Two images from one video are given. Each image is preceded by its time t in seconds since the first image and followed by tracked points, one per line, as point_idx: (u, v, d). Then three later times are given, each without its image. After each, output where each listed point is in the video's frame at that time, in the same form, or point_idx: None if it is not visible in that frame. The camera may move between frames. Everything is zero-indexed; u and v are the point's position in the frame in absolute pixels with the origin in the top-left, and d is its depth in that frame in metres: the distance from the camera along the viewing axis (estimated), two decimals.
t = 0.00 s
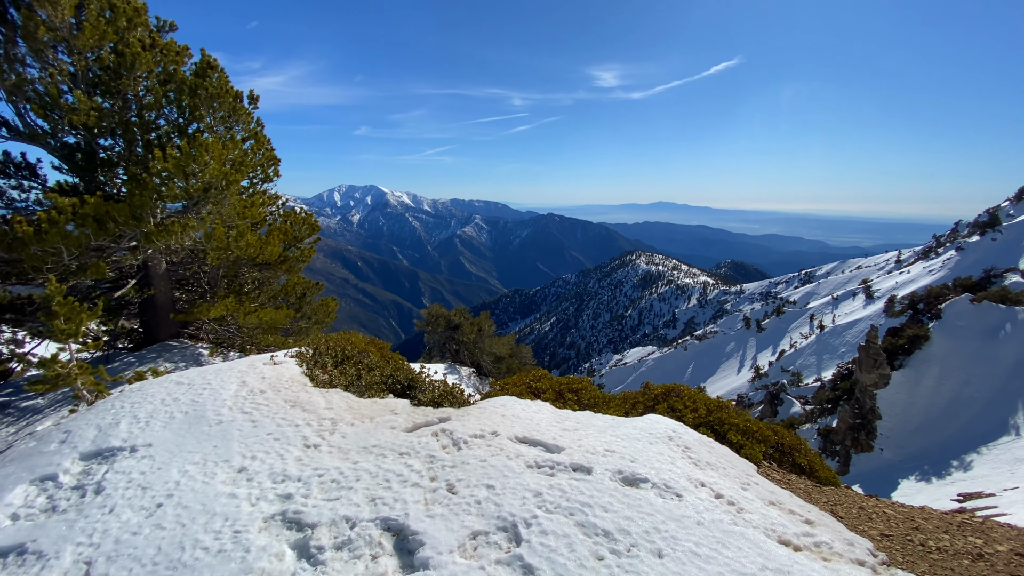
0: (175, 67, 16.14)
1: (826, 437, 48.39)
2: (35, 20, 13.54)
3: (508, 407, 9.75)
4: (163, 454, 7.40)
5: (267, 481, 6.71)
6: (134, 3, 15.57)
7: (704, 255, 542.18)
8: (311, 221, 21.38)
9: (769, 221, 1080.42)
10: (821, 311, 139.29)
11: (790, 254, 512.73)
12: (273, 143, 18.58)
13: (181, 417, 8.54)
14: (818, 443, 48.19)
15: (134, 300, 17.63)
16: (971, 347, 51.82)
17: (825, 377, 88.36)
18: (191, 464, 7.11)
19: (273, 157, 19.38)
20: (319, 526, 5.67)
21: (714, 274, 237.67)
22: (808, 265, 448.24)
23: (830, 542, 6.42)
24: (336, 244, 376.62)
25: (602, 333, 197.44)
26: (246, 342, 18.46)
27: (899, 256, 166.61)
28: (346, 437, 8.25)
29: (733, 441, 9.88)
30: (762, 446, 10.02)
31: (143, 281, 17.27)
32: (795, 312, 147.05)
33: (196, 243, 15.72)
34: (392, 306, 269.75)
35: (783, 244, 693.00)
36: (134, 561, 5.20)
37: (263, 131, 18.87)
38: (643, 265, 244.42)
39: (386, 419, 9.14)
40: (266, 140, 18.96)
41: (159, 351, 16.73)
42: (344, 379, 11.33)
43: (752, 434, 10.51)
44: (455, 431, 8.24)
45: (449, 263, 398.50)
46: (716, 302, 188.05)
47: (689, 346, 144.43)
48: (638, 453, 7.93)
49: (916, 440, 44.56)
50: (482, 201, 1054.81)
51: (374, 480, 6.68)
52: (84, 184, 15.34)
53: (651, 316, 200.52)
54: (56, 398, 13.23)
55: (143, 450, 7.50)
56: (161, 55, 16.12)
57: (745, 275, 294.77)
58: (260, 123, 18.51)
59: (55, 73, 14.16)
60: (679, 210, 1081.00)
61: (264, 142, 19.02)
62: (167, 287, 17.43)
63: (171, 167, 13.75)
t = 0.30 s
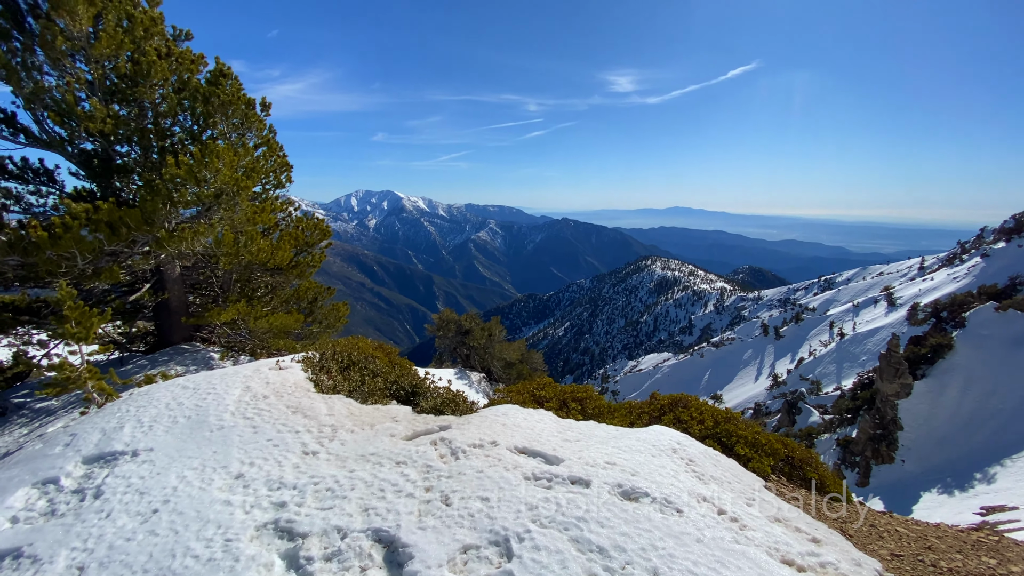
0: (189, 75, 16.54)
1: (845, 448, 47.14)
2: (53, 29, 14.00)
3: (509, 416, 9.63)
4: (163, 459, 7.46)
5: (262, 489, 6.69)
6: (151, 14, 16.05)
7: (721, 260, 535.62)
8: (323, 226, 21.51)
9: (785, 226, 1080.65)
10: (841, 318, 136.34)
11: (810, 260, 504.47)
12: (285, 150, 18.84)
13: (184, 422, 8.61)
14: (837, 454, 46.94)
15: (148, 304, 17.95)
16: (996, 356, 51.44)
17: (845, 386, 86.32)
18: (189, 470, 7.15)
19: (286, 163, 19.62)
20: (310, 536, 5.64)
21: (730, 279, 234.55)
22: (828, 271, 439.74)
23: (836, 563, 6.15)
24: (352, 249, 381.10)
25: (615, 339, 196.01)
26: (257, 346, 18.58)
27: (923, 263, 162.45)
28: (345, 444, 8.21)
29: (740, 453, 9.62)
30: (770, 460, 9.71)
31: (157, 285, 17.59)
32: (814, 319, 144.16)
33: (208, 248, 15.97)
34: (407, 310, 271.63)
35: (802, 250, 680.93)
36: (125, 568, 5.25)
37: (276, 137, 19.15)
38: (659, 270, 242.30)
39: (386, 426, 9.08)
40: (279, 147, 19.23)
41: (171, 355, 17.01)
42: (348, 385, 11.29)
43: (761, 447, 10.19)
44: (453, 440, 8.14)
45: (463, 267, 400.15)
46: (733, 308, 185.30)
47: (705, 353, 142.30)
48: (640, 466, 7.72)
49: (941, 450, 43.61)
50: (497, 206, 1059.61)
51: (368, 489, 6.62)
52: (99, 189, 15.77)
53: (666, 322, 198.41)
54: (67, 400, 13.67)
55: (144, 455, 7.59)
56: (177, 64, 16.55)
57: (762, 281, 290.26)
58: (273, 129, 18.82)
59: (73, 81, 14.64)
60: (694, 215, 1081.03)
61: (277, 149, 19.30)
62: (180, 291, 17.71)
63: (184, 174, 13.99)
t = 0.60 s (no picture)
0: (202, 77, 16.75)
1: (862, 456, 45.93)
2: (68, 31, 14.27)
3: (513, 420, 9.48)
4: (164, 459, 7.44)
5: (262, 491, 6.62)
6: (166, 17, 16.33)
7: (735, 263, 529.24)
8: (333, 227, 21.58)
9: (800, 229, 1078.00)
10: (858, 323, 133.67)
11: (826, 265, 497.08)
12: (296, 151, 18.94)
13: (188, 421, 8.60)
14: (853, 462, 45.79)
15: (160, 303, 18.19)
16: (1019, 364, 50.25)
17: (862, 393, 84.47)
18: (190, 470, 7.14)
19: (298, 165, 19.71)
20: (306, 540, 5.54)
21: (745, 283, 231.57)
22: (846, 275, 431.78)
23: None
24: (365, 250, 384.23)
25: (627, 342, 194.56)
26: (267, 345, 18.66)
27: (943, 267, 158.72)
28: (346, 446, 8.12)
29: (751, 462, 9.31)
30: (782, 469, 9.39)
31: (170, 284, 17.81)
32: (830, 324, 141.54)
33: (218, 248, 16.07)
34: (419, 312, 272.81)
35: (819, 254, 670.19)
36: (118, 570, 5.24)
37: (288, 139, 19.26)
38: (672, 273, 240.28)
39: (389, 429, 8.98)
40: (290, 148, 19.32)
41: (181, 354, 17.19)
42: (352, 386, 11.19)
43: (772, 455, 9.88)
44: (456, 444, 8.01)
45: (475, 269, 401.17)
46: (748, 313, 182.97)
47: (719, 357, 140.32)
48: (646, 474, 7.52)
49: (960, 460, 42.32)
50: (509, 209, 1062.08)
51: (367, 493, 6.51)
52: (113, 189, 16.01)
53: (678, 326, 196.49)
54: (78, 398, 13.90)
55: (146, 454, 7.60)
56: (191, 66, 16.78)
57: (778, 285, 285.89)
58: (284, 131, 18.94)
59: (88, 82, 14.91)
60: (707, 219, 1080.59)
61: (289, 150, 19.41)
62: (192, 290, 17.90)
63: (195, 173, 14.06)
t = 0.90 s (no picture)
0: (208, 73, 16.70)
1: (872, 461, 45.17)
2: (76, 27, 14.24)
3: (516, 422, 9.30)
4: (160, 457, 7.34)
5: (257, 492, 6.50)
6: (173, 13, 16.31)
7: (744, 264, 525.36)
8: (339, 225, 21.52)
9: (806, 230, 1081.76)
10: (869, 326, 131.98)
11: (836, 267, 491.99)
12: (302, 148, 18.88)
13: (186, 419, 8.50)
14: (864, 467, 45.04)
15: (166, 299, 18.24)
16: None
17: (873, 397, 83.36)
18: (185, 469, 7.02)
19: (303, 162, 19.64)
20: (299, 545, 5.41)
21: (753, 284, 229.84)
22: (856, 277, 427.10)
23: None
24: (373, 249, 385.62)
25: (634, 343, 193.62)
26: (271, 343, 18.60)
27: (957, 270, 156.24)
28: (344, 446, 7.97)
29: (760, 468, 9.06)
30: (793, 477, 9.11)
31: (175, 280, 17.82)
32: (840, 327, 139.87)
33: (222, 245, 16.01)
34: (426, 310, 273.30)
35: (830, 255, 663.25)
36: (108, 572, 5.14)
37: (293, 136, 19.17)
38: (680, 274, 238.83)
39: (388, 429, 8.82)
40: (296, 146, 19.24)
41: (186, 350, 17.19)
42: (354, 386, 11.05)
43: (782, 461, 9.62)
44: (456, 446, 7.84)
45: (482, 268, 401.74)
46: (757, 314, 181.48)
47: (727, 359, 139.06)
48: (651, 480, 7.28)
49: (973, 468, 41.40)
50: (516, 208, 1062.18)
51: (363, 496, 6.36)
52: (120, 185, 16.01)
53: (686, 326, 195.35)
54: (83, 393, 13.88)
55: (143, 452, 7.50)
56: (197, 62, 16.70)
57: (787, 286, 283.53)
58: (290, 128, 18.84)
59: (95, 79, 14.89)
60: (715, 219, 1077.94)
61: (294, 147, 19.31)
62: (198, 287, 17.92)
63: (200, 170, 14.02)
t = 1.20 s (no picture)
0: (207, 66, 16.43)
1: (876, 461, 44.77)
2: (75, 18, 14.00)
3: (515, 422, 9.06)
4: (150, 456, 7.16)
5: (246, 493, 6.31)
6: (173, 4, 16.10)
7: (748, 262, 522.79)
8: (339, 220, 21.33)
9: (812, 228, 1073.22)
10: (874, 325, 131.10)
11: (841, 265, 488.95)
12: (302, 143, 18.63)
13: (177, 417, 8.32)
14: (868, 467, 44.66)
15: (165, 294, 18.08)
16: None
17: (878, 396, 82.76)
18: (175, 469, 6.83)
19: (304, 156, 19.42)
20: (286, 551, 5.24)
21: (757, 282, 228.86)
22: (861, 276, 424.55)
23: None
24: (376, 244, 385.19)
25: (637, 340, 193.11)
26: (271, 338, 18.48)
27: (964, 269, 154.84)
28: (338, 446, 7.78)
29: (766, 472, 8.83)
30: (801, 481, 8.87)
31: (175, 275, 17.67)
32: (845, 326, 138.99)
33: (220, 239, 15.79)
34: (429, 306, 273.11)
35: (835, 254, 659.74)
36: None
37: (293, 130, 18.93)
38: (684, 271, 237.82)
39: (384, 429, 8.61)
40: (296, 139, 18.99)
41: (185, 345, 17.04)
42: (350, 384, 10.84)
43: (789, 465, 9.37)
44: (453, 447, 7.63)
45: (485, 264, 401.45)
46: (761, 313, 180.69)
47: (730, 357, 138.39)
48: (654, 485, 7.03)
49: (979, 469, 41.02)
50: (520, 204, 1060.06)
51: (355, 500, 6.16)
52: (118, 178, 15.83)
53: (689, 324, 194.58)
54: (81, 388, 13.78)
55: (132, 451, 7.30)
56: (196, 54, 16.44)
57: (791, 284, 282.04)
58: (290, 121, 18.59)
59: (93, 70, 14.63)
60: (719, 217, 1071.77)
61: (294, 141, 19.07)
62: (197, 282, 17.75)
63: (198, 163, 13.81)
